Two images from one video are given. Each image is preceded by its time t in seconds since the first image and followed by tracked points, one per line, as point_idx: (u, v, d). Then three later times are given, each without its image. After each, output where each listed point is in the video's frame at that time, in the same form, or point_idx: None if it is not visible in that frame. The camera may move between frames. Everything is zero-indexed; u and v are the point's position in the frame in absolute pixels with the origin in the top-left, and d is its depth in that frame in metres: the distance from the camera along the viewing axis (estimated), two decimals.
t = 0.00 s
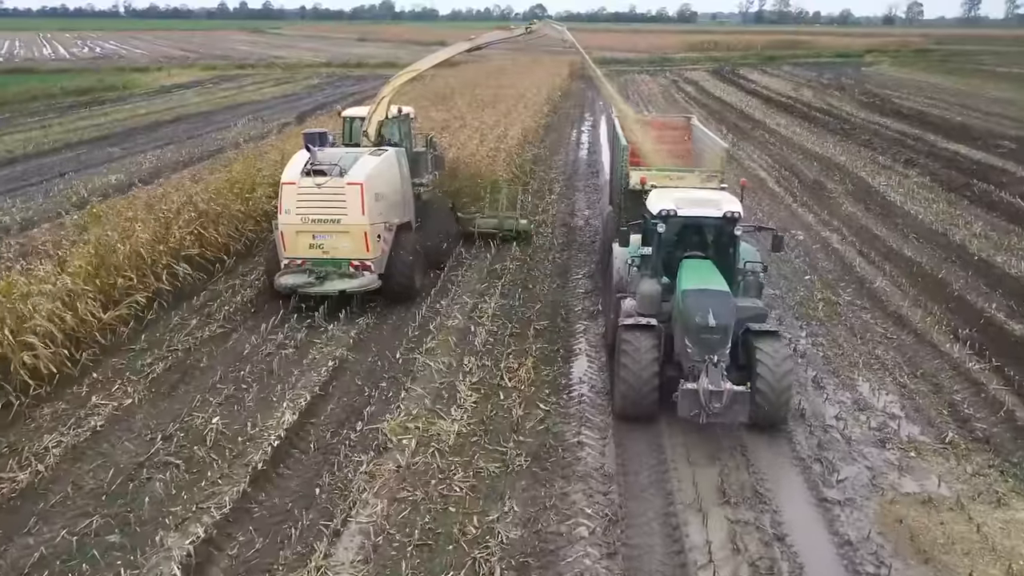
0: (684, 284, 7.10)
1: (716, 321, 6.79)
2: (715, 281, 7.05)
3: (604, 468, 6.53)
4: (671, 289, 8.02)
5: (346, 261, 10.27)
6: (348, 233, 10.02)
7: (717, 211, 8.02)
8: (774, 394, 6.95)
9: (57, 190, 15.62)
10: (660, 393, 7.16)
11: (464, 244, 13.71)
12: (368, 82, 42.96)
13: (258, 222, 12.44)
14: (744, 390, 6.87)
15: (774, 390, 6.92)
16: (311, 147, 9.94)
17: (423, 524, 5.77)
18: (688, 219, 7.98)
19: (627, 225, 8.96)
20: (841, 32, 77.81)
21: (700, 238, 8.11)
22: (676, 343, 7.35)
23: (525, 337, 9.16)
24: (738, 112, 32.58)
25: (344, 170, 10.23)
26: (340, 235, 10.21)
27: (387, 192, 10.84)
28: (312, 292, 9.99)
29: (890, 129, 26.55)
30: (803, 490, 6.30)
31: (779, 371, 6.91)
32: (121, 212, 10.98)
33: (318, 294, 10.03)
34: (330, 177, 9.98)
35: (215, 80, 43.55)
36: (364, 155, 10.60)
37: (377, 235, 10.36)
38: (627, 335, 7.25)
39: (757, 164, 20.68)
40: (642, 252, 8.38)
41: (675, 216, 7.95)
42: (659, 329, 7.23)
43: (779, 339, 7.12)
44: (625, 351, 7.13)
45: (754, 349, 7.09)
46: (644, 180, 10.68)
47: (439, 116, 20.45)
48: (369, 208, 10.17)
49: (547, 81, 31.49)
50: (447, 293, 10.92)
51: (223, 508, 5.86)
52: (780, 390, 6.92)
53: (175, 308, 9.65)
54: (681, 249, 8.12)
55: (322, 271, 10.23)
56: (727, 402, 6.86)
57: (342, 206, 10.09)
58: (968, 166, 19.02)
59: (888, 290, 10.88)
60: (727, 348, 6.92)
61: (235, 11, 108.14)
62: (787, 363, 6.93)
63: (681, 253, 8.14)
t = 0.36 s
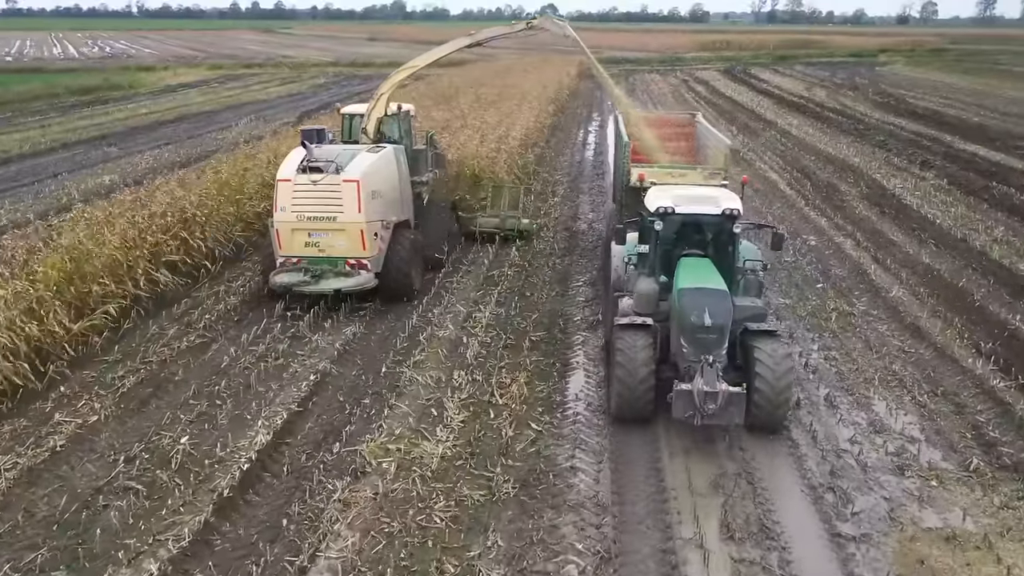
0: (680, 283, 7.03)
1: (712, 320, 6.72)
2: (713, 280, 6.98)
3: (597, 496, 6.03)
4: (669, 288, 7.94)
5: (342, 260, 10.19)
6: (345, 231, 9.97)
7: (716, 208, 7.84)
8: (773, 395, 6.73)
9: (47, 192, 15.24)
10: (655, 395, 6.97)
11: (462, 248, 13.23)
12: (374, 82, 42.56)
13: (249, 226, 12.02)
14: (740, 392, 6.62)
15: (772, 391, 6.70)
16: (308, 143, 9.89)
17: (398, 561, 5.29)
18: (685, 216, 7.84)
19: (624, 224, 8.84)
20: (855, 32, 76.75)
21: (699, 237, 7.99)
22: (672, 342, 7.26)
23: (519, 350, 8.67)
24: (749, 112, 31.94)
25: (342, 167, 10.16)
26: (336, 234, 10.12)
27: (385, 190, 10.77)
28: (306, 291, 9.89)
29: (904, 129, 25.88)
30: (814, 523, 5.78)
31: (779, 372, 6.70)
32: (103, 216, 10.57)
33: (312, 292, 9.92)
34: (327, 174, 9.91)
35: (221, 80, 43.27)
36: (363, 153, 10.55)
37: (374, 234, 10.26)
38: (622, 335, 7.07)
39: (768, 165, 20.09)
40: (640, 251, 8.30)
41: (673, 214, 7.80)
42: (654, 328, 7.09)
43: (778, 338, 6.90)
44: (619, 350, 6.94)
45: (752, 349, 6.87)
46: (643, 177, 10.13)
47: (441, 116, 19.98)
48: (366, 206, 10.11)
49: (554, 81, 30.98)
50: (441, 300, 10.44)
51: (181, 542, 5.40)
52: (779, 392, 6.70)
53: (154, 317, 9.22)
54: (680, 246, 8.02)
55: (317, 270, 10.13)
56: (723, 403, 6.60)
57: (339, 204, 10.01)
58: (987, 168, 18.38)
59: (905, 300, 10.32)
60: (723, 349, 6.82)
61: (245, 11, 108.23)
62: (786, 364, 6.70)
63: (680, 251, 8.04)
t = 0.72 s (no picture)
0: (670, 280, 7.00)
1: (701, 318, 6.69)
2: (702, 277, 6.92)
3: (581, 525, 5.60)
4: (659, 284, 7.85)
5: (332, 257, 10.01)
6: (335, 228, 9.78)
7: (709, 204, 7.73)
8: (762, 392, 6.64)
9: (31, 193, 14.86)
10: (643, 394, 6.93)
11: (454, 251, 12.78)
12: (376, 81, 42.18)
13: (231, 229, 11.63)
14: (729, 390, 6.55)
15: (762, 388, 6.62)
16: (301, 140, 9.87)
17: None
18: (678, 212, 7.71)
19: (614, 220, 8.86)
20: (864, 32, 75.94)
21: (691, 233, 7.89)
22: (661, 340, 7.21)
23: (506, 361, 8.23)
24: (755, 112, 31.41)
25: (332, 162, 9.95)
26: (326, 231, 9.94)
27: (380, 188, 10.76)
28: (295, 288, 9.71)
29: (913, 130, 25.30)
30: (815, 555, 5.33)
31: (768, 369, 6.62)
32: (78, 219, 10.20)
33: (301, 289, 9.75)
34: (319, 171, 9.82)
35: (222, 79, 42.95)
36: (354, 149, 10.40)
37: (365, 231, 10.08)
38: (610, 332, 6.99)
39: (773, 166, 19.60)
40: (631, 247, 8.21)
41: (665, 210, 7.71)
42: (643, 325, 6.99)
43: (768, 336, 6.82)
44: (608, 347, 6.86)
45: (742, 346, 6.80)
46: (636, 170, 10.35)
47: (438, 115, 19.57)
48: (357, 203, 9.93)
49: (557, 80, 30.53)
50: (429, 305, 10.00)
51: None
52: (768, 389, 6.61)
53: (125, 325, 8.82)
54: (673, 243, 7.90)
55: (308, 268, 9.98)
56: (711, 402, 6.54)
57: (329, 201, 9.82)
58: (999, 170, 17.86)
59: (914, 308, 9.85)
60: (712, 347, 6.79)
61: (251, 11, 108.10)
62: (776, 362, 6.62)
63: (672, 248, 7.94)
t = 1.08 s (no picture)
0: (654, 276, 6.87)
1: (685, 315, 6.55)
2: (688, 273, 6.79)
3: (555, 559, 5.17)
4: (645, 281, 7.80)
5: (319, 255, 9.99)
6: (321, 225, 9.74)
7: (696, 200, 7.68)
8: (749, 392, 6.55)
9: (10, 194, 14.46)
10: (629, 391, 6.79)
11: (441, 255, 12.34)
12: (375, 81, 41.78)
13: (208, 232, 11.22)
14: (711, 388, 6.51)
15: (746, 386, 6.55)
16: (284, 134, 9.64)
17: None
18: (664, 209, 7.68)
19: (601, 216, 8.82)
20: (868, 31, 75.34)
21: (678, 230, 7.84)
22: (645, 337, 7.10)
23: (486, 373, 7.80)
24: (757, 111, 30.90)
25: (320, 158, 9.88)
26: (313, 228, 9.90)
27: (368, 183, 10.57)
28: (283, 287, 9.69)
29: (918, 130, 24.75)
30: None
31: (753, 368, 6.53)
32: (45, 223, 9.80)
33: (288, 288, 9.73)
34: (304, 167, 9.68)
35: (220, 78, 42.59)
36: (343, 144, 10.30)
37: (352, 228, 10.06)
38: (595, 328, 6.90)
39: (774, 168, 19.13)
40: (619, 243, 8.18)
41: (651, 205, 7.65)
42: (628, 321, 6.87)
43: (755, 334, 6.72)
44: (592, 342, 6.76)
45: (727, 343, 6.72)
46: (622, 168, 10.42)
47: (432, 115, 19.15)
48: (344, 200, 9.86)
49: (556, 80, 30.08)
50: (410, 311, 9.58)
51: None
52: (754, 388, 6.52)
53: (89, 335, 8.41)
54: (660, 239, 7.84)
55: (295, 265, 9.96)
56: (694, 399, 6.49)
57: (315, 197, 9.75)
58: (1007, 171, 17.34)
59: (918, 317, 9.38)
60: (697, 344, 6.64)
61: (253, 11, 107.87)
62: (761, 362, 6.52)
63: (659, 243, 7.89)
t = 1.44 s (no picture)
0: (638, 272, 6.87)
1: (668, 311, 6.53)
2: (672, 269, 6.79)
3: None
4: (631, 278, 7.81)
5: (307, 254, 9.82)
6: (308, 224, 9.58)
7: (682, 197, 7.72)
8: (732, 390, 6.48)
9: None
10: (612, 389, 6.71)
11: (428, 260, 11.98)
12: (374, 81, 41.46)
13: (185, 237, 10.86)
14: (694, 385, 6.49)
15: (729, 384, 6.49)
16: (271, 132, 9.55)
17: None
18: (650, 206, 7.70)
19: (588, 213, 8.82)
20: (871, 30, 74.90)
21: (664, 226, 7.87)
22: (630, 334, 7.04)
23: (465, 388, 7.42)
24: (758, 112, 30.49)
25: (306, 157, 9.72)
26: (301, 227, 9.74)
27: (359, 181, 10.47)
28: (270, 286, 9.50)
29: (922, 131, 24.32)
30: None
31: (736, 365, 6.44)
32: (13, 228, 9.46)
33: (276, 288, 9.53)
34: (292, 165, 9.55)
35: (218, 78, 42.30)
36: (332, 143, 10.21)
37: (341, 228, 9.93)
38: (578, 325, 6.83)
39: (774, 169, 18.73)
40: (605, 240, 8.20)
41: (637, 202, 7.66)
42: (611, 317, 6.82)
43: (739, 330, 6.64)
44: (576, 339, 6.70)
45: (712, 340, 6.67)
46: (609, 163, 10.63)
47: (425, 115, 18.81)
48: (332, 199, 9.67)
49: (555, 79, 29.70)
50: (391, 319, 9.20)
51: None
52: (737, 386, 6.47)
53: (51, 347, 8.05)
54: (646, 237, 7.87)
55: (282, 265, 9.77)
56: (675, 396, 6.46)
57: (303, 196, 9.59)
58: (1013, 173, 16.93)
59: (920, 327, 8.99)
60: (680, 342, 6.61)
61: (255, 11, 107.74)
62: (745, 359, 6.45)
63: (645, 240, 7.91)
